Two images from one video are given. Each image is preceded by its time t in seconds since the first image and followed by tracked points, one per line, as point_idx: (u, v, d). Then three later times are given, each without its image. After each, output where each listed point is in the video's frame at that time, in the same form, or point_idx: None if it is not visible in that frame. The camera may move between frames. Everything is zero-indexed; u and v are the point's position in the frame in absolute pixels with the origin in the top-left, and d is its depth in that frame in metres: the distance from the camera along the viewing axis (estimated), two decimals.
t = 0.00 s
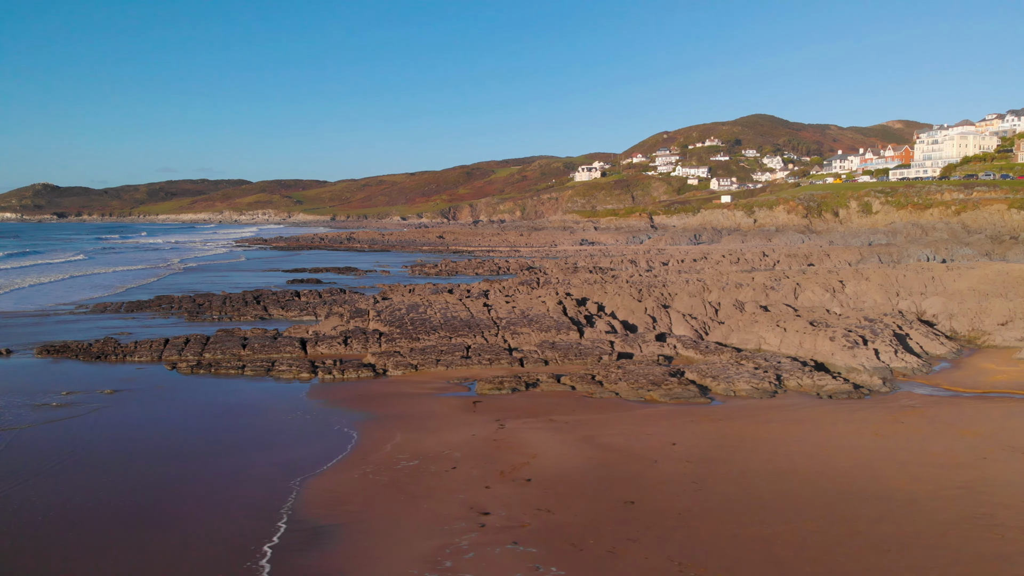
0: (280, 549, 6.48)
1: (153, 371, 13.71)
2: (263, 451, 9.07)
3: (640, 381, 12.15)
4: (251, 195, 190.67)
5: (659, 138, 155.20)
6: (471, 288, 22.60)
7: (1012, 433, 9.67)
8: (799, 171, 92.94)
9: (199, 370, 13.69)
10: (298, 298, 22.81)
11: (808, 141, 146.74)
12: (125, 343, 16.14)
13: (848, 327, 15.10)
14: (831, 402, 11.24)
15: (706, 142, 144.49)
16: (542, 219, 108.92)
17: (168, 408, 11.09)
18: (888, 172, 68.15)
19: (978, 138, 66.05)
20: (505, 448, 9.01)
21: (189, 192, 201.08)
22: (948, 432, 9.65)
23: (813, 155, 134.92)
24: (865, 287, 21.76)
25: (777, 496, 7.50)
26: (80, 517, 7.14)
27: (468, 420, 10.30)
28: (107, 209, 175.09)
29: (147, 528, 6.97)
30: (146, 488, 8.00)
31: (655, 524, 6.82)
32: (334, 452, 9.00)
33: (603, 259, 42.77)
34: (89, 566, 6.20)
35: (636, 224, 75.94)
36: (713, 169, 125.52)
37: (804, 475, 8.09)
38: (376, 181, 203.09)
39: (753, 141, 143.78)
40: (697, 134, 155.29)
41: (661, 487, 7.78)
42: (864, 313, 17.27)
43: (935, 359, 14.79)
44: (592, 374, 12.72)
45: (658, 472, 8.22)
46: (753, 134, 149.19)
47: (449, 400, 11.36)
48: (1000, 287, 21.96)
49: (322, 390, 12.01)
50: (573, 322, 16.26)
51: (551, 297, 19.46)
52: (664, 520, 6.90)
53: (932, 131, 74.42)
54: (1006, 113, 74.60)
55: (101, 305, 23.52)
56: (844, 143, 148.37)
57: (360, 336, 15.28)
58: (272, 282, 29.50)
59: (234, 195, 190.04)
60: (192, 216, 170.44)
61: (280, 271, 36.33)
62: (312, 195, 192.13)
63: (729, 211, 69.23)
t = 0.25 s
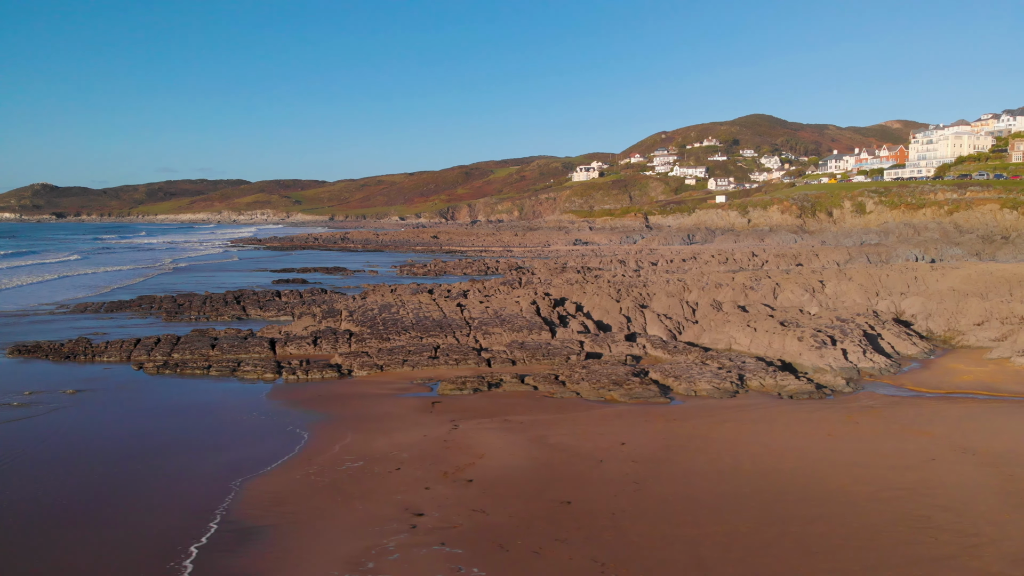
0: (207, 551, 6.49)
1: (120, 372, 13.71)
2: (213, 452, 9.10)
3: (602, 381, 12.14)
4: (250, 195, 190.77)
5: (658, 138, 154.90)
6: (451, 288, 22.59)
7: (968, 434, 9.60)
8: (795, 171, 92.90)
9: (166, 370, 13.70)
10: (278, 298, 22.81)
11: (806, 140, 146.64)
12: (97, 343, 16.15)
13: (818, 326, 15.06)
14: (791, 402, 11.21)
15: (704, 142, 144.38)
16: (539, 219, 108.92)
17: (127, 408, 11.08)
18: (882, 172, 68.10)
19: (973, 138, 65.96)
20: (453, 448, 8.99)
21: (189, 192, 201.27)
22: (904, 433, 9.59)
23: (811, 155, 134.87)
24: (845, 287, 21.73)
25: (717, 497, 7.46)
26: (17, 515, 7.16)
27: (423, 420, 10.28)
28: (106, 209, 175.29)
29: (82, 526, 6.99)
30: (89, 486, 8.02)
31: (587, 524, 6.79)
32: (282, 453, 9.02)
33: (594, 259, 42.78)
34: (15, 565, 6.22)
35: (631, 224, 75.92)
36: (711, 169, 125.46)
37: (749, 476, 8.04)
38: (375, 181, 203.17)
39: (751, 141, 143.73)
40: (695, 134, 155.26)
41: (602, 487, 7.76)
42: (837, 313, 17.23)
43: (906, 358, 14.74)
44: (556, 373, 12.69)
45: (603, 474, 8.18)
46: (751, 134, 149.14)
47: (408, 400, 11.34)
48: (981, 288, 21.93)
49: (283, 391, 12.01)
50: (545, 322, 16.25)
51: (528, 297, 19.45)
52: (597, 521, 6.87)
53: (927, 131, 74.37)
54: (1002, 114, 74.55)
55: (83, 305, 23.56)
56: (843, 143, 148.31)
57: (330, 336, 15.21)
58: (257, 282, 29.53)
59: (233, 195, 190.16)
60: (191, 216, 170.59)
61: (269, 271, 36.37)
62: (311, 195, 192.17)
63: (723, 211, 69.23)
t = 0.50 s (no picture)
0: (135, 551, 6.50)
1: (87, 372, 13.71)
2: (162, 451, 9.11)
3: (564, 381, 12.10)
4: (249, 195, 190.78)
5: (656, 139, 154.82)
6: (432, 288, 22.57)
7: (921, 434, 9.55)
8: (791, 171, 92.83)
9: (133, 371, 13.70)
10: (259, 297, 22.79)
11: (805, 140, 146.52)
12: (69, 343, 16.15)
13: (788, 326, 15.04)
14: (750, 402, 11.19)
15: (702, 142, 144.28)
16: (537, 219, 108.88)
17: (87, 408, 11.09)
18: (877, 171, 68.05)
19: (968, 138, 65.87)
20: (401, 448, 8.96)
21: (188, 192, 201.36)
22: (857, 433, 9.54)
23: (809, 155, 134.80)
24: (824, 287, 21.72)
25: (655, 498, 7.43)
26: None
27: (378, 420, 10.26)
28: (105, 209, 175.37)
29: (16, 524, 7.01)
30: (32, 484, 8.04)
31: (517, 525, 6.77)
32: (229, 453, 9.03)
33: (584, 258, 42.76)
34: None
35: (626, 224, 75.88)
36: (709, 169, 125.37)
37: (693, 477, 8.00)
38: (374, 181, 203.20)
39: (749, 141, 143.65)
40: (693, 134, 155.20)
41: (541, 487, 7.73)
42: (811, 313, 17.22)
43: (875, 357, 14.73)
44: (521, 373, 12.65)
45: (546, 473, 8.15)
46: (749, 134, 149.02)
47: (367, 400, 11.32)
48: (961, 288, 21.91)
49: (244, 391, 12.01)
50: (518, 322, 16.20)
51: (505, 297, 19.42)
52: (529, 522, 6.85)
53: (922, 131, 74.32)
54: (997, 113, 74.47)
55: (65, 305, 23.57)
56: (841, 143, 148.20)
57: (301, 336, 15.21)
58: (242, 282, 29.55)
59: (232, 195, 190.17)
60: (190, 216, 170.61)
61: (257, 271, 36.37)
62: (309, 194, 192.20)
63: (718, 211, 69.21)
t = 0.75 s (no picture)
0: (62, 551, 6.51)
1: (54, 372, 13.75)
2: (111, 451, 9.13)
3: (527, 381, 12.07)
4: (248, 195, 190.82)
5: (654, 139, 154.78)
6: (412, 287, 22.59)
7: (873, 434, 9.50)
8: (788, 171, 92.78)
9: (99, 370, 13.73)
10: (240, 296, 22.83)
11: (803, 140, 146.40)
12: (41, 343, 16.17)
13: (758, 326, 15.02)
14: (709, 402, 11.15)
15: (700, 142, 144.24)
16: (534, 219, 108.80)
17: (46, 407, 11.12)
18: (872, 172, 68.05)
19: (962, 138, 65.81)
20: (349, 449, 8.95)
21: (187, 192, 201.37)
22: (812, 433, 9.47)
23: (807, 155, 134.72)
24: (803, 287, 21.71)
25: (594, 499, 7.37)
26: None
27: (333, 420, 10.26)
28: (104, 209, 175.41)
29: None
30: None
31: (447, 526, 6.74)
32: (177, 454, 9.05)
33: (574, 258, 42.78)
34: None
35: (622, 224, 75.84)
36: (706, 169, 125.30)
37: (637, 478, 7.94)
38: (373, 181, 203.25)
39: (747, 141, 143.57)
40: (692, 134, 155.17)
41: (480, 487, 7.69)
42: (784, 313, 17.21)
43: (845, 357, 14.69)
44: (485, 373, 12.61)
45: (488, 473, 8.10)
46: (747, 134, 148.97)
47: (326, 399, 11.34)
48: (942, 288, 21.88)
49: (206, 391, 12.02)
50: (490, 322, 16.18)
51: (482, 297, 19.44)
52: (461, 523, 6.79)
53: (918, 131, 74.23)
54: (992, 113, 74.42)
55: (46, 305, 23.60)
56: (839, 143, 148.14)
57: (271, 336, 15.22)
58: (227, 282, 29.59)
59: (231, 195, 190.21)
60: (188, 216, 170.56)
61: (245, 271, 36.39)
62: (308, 195, 192.31)
63: (712, 211, 69.21)
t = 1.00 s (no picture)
0: None
1: (21, 372, 13.76)
2: (60, 451, 9.13)
3: (488, 380, 12.01)
4: (247, 195, 190.93)
5: (652, 139, 154.69)
6: (392, 287, 22.59)
7: (826, 433, 9.44)
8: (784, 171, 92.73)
9: (66, 370, 13.74)
10: (220, 296, 22.84)
11: (801, 140, 146.26)
12: (12, 343, 16.18)
13: (727, 327, 15.00)
14: (668, 402, 11.09)
15: (698, 142, 144.18)
16: (530, 218, 108.76)
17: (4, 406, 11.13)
18: (866, 172, 68.00)
19: (957, 137, 65.75)
20: (296, 449, 8.94)
21: (185, 192, 201.46)
22: (765, 433, 9.40)
23: (805, 155, 134.61)
24: (783, 287, 21.68)
25: (530, 501, 7.32)
26: None
27: (287, 420, 10.25)
28: (103, 210, 175.51)
29: None
30: None
31: (376, 527, 6.72)
32: (125, 454, 9.04)
33: (564, 258, 42.79)
34: None
35: (617, 224, 75.81)
36: (704, 169, 125.22)
37: (579, 479, 7.89)
38: (371, 181, 203.26)
39: (745, 141, 143.48)
40: (690, 134, 155.10)
41: (419, 487, 7.67)
42: (758, 313, 17.19)
43: (814, 357, 14.64)
44: (448, 372, 12.56)
45: (431, 474, 8.08)
46: (746, 134, 148.87)
47: (285, 399, 11.32)
48: (922, 288, 21.84)
49: (167, 391, 12.02)
50: (462, 321, 16.11)
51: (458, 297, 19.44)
52: (390, 525, 6.75)
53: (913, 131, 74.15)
54: (988, 113, 74.34)
55: (28, 305, 23.64)
56: (838, 143, 148.06)
57: (241, 336, 15.20)
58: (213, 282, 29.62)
59: (230, 195, 190.31)
60: (187, 216, 170.61)
61: (234, 271, 36.44)
62: (307, 195, 192.37)
63: (707, 211, 69.18)
